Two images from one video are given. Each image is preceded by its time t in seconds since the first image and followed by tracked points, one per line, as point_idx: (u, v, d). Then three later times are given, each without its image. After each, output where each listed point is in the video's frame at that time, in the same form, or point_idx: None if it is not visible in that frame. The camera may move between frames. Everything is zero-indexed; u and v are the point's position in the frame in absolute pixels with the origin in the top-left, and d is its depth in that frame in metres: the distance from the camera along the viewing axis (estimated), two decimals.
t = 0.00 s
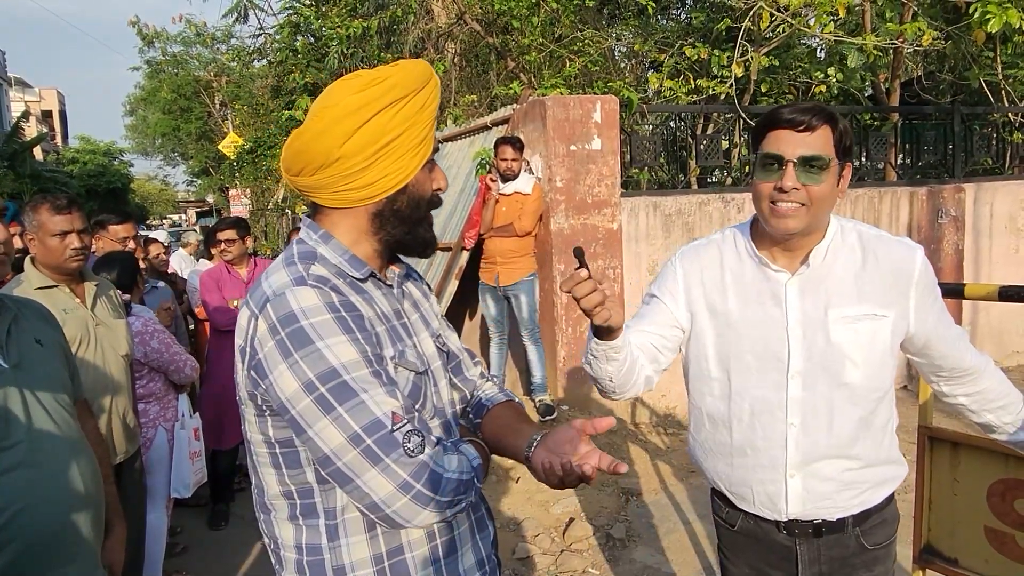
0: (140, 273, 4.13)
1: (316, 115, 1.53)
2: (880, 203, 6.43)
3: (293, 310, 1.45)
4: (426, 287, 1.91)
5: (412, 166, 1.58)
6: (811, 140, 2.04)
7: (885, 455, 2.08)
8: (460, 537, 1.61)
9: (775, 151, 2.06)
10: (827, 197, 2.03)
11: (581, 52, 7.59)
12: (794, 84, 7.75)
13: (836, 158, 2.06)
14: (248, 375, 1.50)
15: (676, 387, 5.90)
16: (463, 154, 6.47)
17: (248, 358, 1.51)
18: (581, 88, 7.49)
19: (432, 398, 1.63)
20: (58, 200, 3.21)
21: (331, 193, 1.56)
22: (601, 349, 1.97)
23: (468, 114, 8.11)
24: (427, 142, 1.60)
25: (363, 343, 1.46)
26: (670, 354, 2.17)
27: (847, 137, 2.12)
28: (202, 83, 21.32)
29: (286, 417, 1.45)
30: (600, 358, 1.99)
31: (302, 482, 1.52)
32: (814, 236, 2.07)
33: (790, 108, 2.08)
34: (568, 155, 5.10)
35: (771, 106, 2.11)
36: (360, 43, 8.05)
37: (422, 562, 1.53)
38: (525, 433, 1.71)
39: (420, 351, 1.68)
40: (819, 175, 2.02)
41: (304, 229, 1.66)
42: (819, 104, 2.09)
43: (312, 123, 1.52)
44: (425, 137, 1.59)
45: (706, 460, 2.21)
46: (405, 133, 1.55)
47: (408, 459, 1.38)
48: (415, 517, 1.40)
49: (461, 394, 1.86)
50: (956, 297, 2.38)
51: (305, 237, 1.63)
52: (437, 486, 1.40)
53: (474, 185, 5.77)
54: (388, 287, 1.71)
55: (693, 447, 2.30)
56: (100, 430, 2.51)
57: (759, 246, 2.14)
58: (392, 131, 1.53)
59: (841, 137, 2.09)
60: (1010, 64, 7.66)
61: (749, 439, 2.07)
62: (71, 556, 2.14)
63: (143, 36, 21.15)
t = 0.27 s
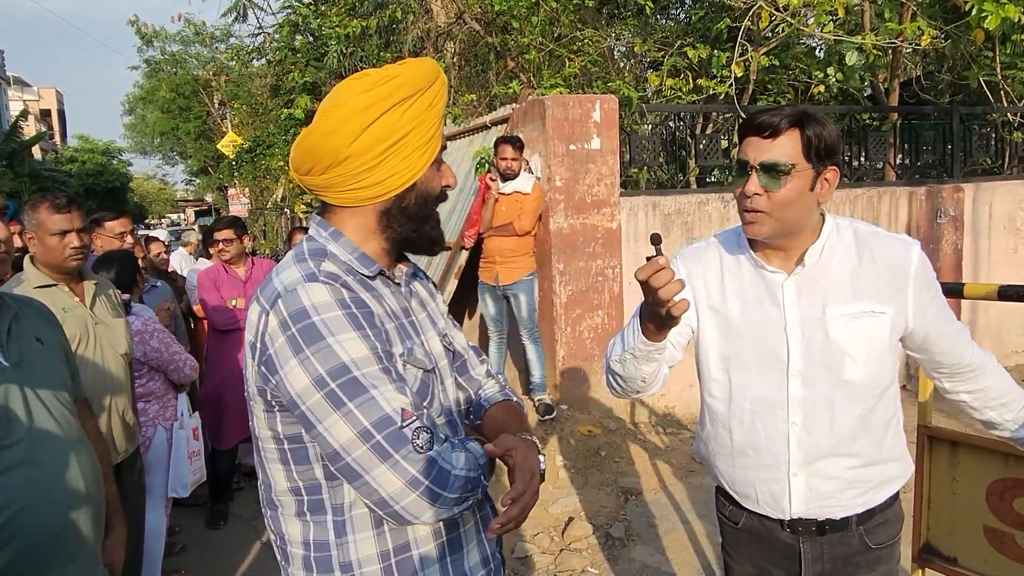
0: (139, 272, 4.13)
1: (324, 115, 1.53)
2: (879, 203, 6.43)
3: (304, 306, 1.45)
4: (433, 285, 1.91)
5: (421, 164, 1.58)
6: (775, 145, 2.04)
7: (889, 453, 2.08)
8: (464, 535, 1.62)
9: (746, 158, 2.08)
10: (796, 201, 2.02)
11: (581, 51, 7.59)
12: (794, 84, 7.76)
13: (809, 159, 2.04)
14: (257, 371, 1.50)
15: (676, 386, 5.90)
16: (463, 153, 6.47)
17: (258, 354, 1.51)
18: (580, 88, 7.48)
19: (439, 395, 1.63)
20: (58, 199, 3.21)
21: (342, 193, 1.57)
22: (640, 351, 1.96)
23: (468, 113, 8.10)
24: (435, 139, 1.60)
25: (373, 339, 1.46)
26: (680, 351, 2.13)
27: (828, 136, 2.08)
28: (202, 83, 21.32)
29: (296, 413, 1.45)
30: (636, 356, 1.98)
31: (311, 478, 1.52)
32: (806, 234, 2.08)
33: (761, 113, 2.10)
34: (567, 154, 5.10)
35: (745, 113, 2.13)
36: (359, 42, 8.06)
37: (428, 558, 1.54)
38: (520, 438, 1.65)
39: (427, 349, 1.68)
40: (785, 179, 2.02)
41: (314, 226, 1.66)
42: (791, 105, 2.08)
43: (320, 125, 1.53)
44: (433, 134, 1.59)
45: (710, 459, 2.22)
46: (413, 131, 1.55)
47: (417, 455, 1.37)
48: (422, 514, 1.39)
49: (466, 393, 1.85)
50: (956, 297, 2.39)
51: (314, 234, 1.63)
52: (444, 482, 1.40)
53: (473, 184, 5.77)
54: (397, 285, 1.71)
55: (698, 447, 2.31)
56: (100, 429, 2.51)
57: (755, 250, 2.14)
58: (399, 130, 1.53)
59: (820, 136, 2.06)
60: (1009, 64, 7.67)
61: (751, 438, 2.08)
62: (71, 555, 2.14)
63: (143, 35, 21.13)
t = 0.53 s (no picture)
0: (139, 272, 4.12)
1: (333, 116, 1.53)
2: (879, 203, 6.44)
3: (312, 306, 1.45)
4: (441, 284, 1.91)
5: (429, 165, 1.57)
6: (777, 147, 2.04)
7: (897, 453, 2.10)
8: (472, 534, 1.62)
9: (747, 161, 2.08)
10: (800, 203, 2.02)
11: (581, 51, 7.59)
12: (793, 84, 7.77)
13: (812, 162, 2.05)
14: (265, 370, 1.50)
15: (676, 386, 5.90)
16: (463, 153, 6.48)
17: (266, 353, 1.51)
18: (580, 88, 7.49)
19: (445, 395, 1.63)
20: (58, 199, 3.22)
21: (350, 193, 1.57)
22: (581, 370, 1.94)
23: (468, 113, 8.10)
24: (443, 140, 1.60)
25: (380, 340, 1.46)
26: (671, 360, 2.16)
27: (830, 138, 2.08)
28: (201, 83, 21.33)
29: (303, 412, 1.45)
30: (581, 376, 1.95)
31: (317, 476, 1.52)
32: (808, 238, 2.08)
33: (762, 115, 2.10)
34: (567, 154, 5.10)
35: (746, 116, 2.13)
36: (359, 42, 8.07)
37: (433, 557, 1.54)
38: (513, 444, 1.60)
39: (434, 349, 1.69)
40: (788, 181, 2.02)
41: (322, 227, 1.66)
42: (791, 108, 2.09)
43: (330, 125, 1.52)
44: (441, 135, 1.59)
45: (717, 466, 2.20)
46: (422, 131, 1.55)
47: (423, 455, 1.37)
48: (429, 514, 1.39)
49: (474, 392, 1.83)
50: (956, 297, 2.39)
51: (322, 233, 1.63)
52: (450, 483, 1.40)
53: (473, 184, 5.78)
54: (404, 285, 1.71)
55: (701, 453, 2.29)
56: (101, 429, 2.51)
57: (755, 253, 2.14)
58: (408, 130, 1.53)
59: (822, 139, 2.06)
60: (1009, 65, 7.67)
61: (762, 445, 2.07)
62: (72, 555, 2.14)
63: (142, 34, 21.13)
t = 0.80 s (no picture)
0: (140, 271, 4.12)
1: (340, 111, 1.53)
2: (879, 203, 6.44)
3: (318, 306, 1.45)
4: (447, 283, 1.91)
5: (435, 163, 1.57)
6: (785, 146, 2.04)
7: (891, 454, 2.10)
8: (478, 532, 1.62)
9: (754, 158, 2.09)
10: (805, 203, 2.02)
11: (581, 51, 7.59)
12: (793, 83, 7.77)
13: (818, 162, 2.05)
14: (271, 370, 1.50)
15: (675, 386, 5.90)
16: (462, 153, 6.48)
17: (273, 353, 1.50)
18: (579, 88, 7.49)
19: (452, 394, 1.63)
20: (57, 198, 3.21)
21: (356, 189, 1.57)
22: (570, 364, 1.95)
23: (467, 113, 8.10)
24: (450, 138, 1.59)
25: (386, 339, 1.46)
26: (664, 358, 2.17)
27: (837, 139, 2.08)
28: (200, 82, 21.33)
29: (310, 412, 1.44)
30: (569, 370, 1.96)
31: (324, 475, 1.52)
32: (811, 238, 2.08)
33: (770, 113, 2.09)
34: (567, 154, 5.10)
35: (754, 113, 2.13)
36: (358, 42, 8.08)
37: (441, 556, 1.54)
38: (519, 442, 1.59)
39: (441, 348, 1.69)
40: (794, 181, 2.02)
41: (328, 226, 1.66)
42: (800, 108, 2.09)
43: (337, 121, 1.53)
44: (447, 133, 1.58)
45: (712, 466, 2.20)
46: (429, 129, 1.54)
47: (431, 454, 1.38)
48: (438, 512, 1.40)
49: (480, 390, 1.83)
50: (956, 297, 2.40)
51: (328, 233, 1.63)
52: (458, 482, 1.40)
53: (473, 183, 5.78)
54: (410, 284, 1.71)
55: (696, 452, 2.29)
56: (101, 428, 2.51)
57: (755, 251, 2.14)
58: (414, 127, 1.52)
59: (829, 139, 2.06)
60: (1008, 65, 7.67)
61: (759, 445, 2.06)
62: (72, 555, 2.13)
63: (141, 34, 21.12)
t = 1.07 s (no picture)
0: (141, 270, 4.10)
1: (342, 112, 1.52)
2: (878, 203, 6.44)
3: (321, 305, 1.44)
4: (452, 281, 1.91)
5: (437, 162, 1.57)
6: (782, 144, 2.04)
7: (884, 455, 2.09)
8: (485, 532, 1.62)
9: (751, 157, 2.08)
10: (805, 198, 2.03)
11: (581, 50, 7.58)
12: (792, 83, 7.78)
13: (815, 157, 2.05)
14: (275, 369, 1.50)
15: (675, 386, 5.90)
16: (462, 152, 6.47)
17: (276, 352, 1.50)
18: (579, 87, 7.48)
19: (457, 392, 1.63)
20: (57, 197, 3.21)
21: (359, 191, 1.56)
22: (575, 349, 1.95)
23: (467, 112, 8.09)
24: (451, 136, 1.59)
25: (390, 338, 1.46)
26: (663, 357, 2.17)
27: (830, 133, 2.10)
28: (199, 81, 21.32)
29: (315, 412, 1.44)
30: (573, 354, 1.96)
31: (329, 475, 1.52)
32: (806, 235, 2.08)
33: (762, 113, 2.09)
34: (567, 153, 5.10)
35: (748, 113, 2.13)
36: (357, 41, 8.12)
37: (447, 556, 1.54)
38: (524, 442, 1.59)
39: (446, 346, 1.69)
40: (794, 177, 2.02)
41: (332, 225, 1.66)
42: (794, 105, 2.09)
43: (338, 122, 1.52)
44: (449, 131, 1.58)
45: (705, 463, 2.19)
46: (430, 128, 1.54)
47: (435, 454, 1.37)
48: (443, 512, 1.39)
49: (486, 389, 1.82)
50: (955, 296, 2.40)
51: (332, 232, 1.63)
52: (463, 481, 1.40)
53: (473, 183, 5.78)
54: (415, 282, 1.70)
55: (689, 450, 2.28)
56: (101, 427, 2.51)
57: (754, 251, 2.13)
58: (416, 126, 1.52)
59: (824, 133, 2.08)
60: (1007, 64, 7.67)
61: (752, 441, 2.06)
62: (72, 555, 2.13)
63: (139, 32, 21.09)
